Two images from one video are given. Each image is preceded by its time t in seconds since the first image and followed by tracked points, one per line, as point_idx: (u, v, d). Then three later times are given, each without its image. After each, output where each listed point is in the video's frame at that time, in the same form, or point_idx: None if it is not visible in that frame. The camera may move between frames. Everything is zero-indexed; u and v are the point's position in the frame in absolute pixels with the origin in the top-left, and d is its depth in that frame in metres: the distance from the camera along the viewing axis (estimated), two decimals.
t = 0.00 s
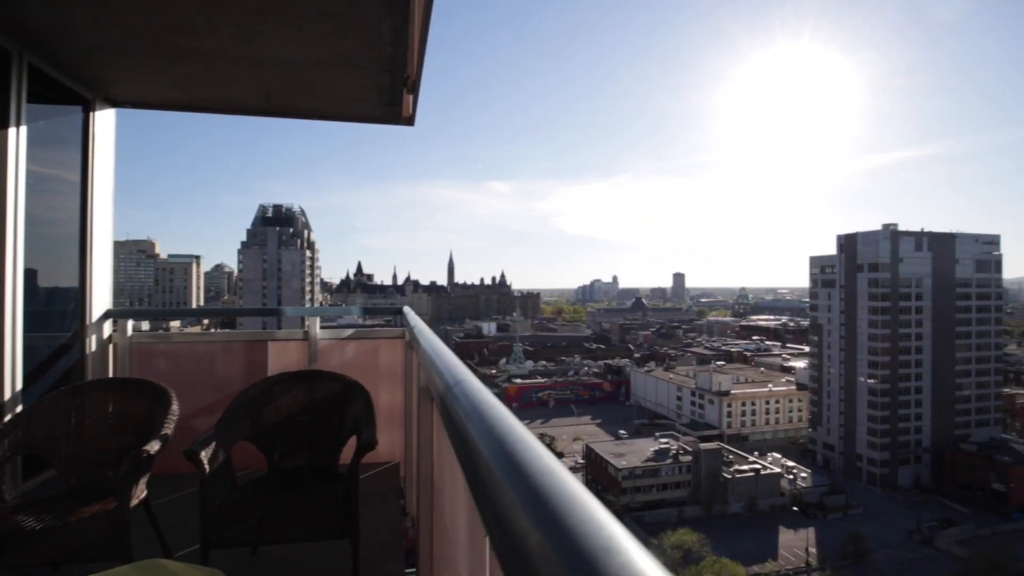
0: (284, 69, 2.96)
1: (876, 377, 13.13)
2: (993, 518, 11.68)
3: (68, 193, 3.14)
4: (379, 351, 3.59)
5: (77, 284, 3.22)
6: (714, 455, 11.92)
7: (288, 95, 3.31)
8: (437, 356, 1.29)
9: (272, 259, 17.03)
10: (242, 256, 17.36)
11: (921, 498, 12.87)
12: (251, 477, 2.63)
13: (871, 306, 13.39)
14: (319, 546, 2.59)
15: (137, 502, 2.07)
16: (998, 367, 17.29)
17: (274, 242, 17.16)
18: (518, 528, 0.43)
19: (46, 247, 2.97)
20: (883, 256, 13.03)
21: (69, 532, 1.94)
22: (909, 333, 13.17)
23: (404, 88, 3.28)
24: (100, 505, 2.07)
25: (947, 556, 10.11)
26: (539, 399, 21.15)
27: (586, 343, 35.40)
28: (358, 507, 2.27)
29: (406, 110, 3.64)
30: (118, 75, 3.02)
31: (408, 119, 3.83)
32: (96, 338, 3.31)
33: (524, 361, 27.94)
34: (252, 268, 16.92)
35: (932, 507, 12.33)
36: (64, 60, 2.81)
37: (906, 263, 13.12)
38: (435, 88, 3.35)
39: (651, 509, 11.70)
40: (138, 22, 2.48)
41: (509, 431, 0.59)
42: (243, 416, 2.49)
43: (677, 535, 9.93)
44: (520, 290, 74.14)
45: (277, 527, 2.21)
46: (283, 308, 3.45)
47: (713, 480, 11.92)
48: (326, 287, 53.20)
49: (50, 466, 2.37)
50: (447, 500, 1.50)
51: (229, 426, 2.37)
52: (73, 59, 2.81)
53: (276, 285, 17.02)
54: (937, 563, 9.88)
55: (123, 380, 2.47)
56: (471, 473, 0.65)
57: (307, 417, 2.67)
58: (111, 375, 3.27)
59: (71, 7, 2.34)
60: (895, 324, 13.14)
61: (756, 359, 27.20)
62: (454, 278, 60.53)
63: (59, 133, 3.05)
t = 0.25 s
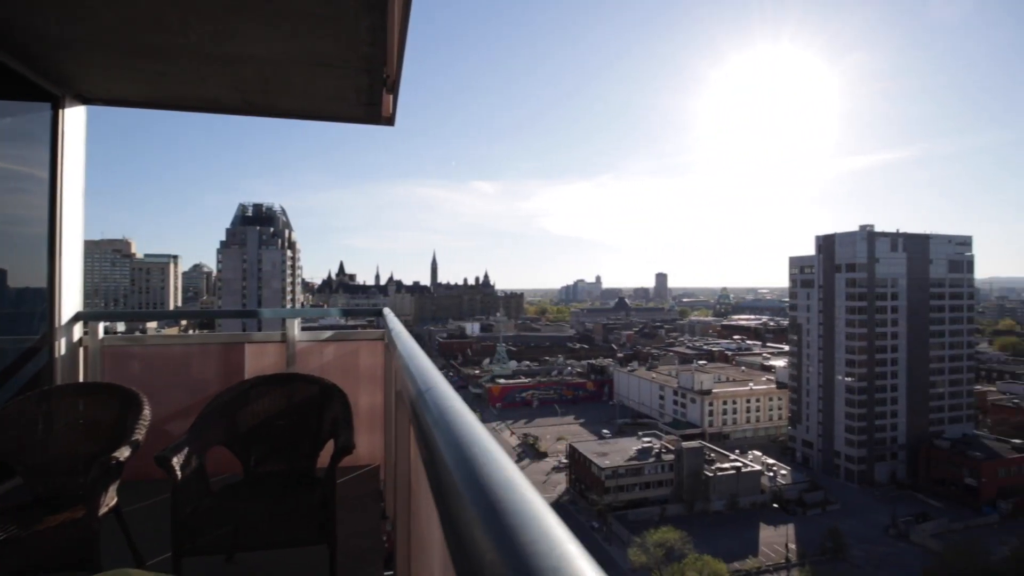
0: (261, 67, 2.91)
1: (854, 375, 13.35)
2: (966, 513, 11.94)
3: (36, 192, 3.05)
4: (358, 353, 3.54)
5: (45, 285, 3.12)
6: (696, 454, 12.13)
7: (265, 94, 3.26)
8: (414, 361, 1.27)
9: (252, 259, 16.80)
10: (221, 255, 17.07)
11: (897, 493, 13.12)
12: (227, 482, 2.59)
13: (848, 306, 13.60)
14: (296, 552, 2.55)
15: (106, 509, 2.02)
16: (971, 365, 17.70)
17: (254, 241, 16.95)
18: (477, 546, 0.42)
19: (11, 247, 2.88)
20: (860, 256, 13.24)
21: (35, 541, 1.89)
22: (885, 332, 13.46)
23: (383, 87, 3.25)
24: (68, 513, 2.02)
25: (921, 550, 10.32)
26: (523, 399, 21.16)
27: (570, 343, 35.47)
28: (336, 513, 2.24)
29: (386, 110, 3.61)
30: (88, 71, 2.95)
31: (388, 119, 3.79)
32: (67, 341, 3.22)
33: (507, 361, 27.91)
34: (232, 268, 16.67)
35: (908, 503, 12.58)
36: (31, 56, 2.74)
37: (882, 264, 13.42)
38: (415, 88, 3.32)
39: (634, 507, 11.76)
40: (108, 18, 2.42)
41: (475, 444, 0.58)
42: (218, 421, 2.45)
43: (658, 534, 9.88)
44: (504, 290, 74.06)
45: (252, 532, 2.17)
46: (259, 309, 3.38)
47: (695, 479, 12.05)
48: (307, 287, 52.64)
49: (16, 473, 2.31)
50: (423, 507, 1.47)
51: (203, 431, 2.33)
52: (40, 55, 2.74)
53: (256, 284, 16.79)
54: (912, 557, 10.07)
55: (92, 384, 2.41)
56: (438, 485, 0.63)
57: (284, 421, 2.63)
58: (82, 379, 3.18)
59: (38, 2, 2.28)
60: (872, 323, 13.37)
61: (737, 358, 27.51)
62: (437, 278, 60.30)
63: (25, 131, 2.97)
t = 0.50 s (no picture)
0: (236, 66, 2.86)
1: (832, 373, 13.62)
2: (940, 507, 12.21)
3: None
4: (338, 355, 3.49)
5: (11, 286, 3.01)
6: (678, 453, 12.26)
7: (242, 92, 3.20)
8: (390, 367, 1.26)
9: (231, 258, 16.56)
10: (199, 254, 16.76)
11: (873, 489, 13.36)
12: (201, 488, 2.54)
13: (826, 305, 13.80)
14: (271, 560, 2.51)
15: (74, 516, 1.96)
16: (944, 362, 18.10)
17: (234, 241, 16.72)
18: (434, 558, 0.41)
19: None
20: (838, 257, 13.47)
21: None
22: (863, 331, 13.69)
23: (362, 87, 3.21)
24: (34, 523, 1.96)
25: (897, 544, 10.53)
26: (507, 399, 21.16)
27: (553, 343, 35.53)
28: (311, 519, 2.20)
29: (366, 110, 3.57)
30: (55, 67, 2.86)
31: (368, 119, 3.76)
32: (36, 344, 3.11)
33: (490, 361, 27.85)
34: (210, 268, 16.42)
35: (884, 498, 12.82)
36: None
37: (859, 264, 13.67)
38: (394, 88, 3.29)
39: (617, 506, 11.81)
40: (77, 13, 2.35)
41: (441, 457, 0.58)
42: (191, 426, 2.40)
43: (642, 532, 9.86)
44: (487, 291, 73.98)
45: (225, 541, 2.12)
46: (236, 312, 3.32)
47: (677, 477, 12.19)
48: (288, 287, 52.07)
49: None
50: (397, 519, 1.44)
51: (175, 435, 2.28)
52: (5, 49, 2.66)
53: (236, 285, 16.55)
54: (888, 551, 10.26)
55: (60, 389, 2.34)
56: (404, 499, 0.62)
57: (258, 426, 2.59)
58: (51, 385, 3.08)
59: None
60: (849, 322, 13.60)
61: (718, 357, 27.81)
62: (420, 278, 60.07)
63: None
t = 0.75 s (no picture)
0: (212, 62, 2.81)
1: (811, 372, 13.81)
2: (915, 502, 12.44)
3: None
4: (316, 357, 3.44)
5: None
6: (661, 451, 12.37)
7: (218, 90, 3.15)
8: (365, 372, 1.25)
9: (210, 258, 16.31)
10: (178, 253, 16.47)
11: (851, 485, 13.58)
12: (175, 494, 2.48)
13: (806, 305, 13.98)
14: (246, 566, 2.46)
15: (40, 525, 1.90)
16: (919, 360, 18.47)
17: (213, 240, 16.46)
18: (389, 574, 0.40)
19: None
20: (817, 257, 13.66)
21: None
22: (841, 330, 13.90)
23: (340, 86, 3.17)
24: None
25: (874, 539, 10.71)
26: (490, 400, 21.13)
27: (537, 343, 35.56)
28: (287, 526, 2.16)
29: (345, 110, 3.52)
30: (23, 62, 2.79)
31: (347, 119, 3.71)
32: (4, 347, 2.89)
33: (474, 361, 27.76)
34: (188, 268, 16.14)
35: (862, 494, 13.03)
36: None
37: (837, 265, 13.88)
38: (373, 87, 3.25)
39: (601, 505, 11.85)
40: (44, 7, 2.29)
41: (405, 468, 0.57)
42: (164, 431, 2.34)
43: (625, 531, 9.78)
44: (471, 291, 73.78)
45: (197, 549, 2.07)
46: (213, 313, 3.24)
47: (660, 475, 12.30)
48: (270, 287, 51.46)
49: None
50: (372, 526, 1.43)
51: (147, 441, 2.23)
52: None
53: (215, 284, 16.30)
54: (866, 547, 10.43)
55: (28, 394, 2.27)
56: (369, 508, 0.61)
57: (234, 431, 2.53)
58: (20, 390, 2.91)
59: None
60: (828, 321, 13.81)
61: (701, 356, 28.04)
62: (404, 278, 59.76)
63: None
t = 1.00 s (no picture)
0: (186, 59, 2.75)
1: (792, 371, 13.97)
2: (893, 498, 12.66)
3: None
4: (296, 359, 3.38)
5: None
6: (645, 450, 12.43)
7: (194, 88, 3.08)
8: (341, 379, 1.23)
9: (189, 257, 16.02)
10: (157, 253, 16.18)
11: (831, 482, 13.78)
12: (147, 500, 2.43)
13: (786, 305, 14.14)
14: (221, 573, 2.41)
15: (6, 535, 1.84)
16: (896, 359, 18.81)
17: (192, 239, 16.18)
18: None
19: None
20: (797, 257, 13.84)
21: None
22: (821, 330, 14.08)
23: (320, 85, 3.12)
24: None
25: (853, 535, 10.87)
26: (475, 399, 21.07)
27: (522, 343, 35.56)
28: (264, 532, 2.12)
29: (324, 109, 3.44)
30: None
31: (328, 118, 3.65)
32: None
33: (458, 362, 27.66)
34: (167, 267, 15.84)
35: (841, 491, 13.23)
36: None
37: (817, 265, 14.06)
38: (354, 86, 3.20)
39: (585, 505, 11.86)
40: None
41: (369, 483, 0.55)
42: (136, 436, 2.29)
43: (610, 529, 9.80)
44: (456, 291, 73.53)
45: (170, 557, 2.02)
46: (189, 315, 3.16)
47: (644, 474, 12.39)
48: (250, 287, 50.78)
49: None
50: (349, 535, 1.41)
51: (118, 446, 2.18)
52: None
53: (194, 284, 16.02)
54: (846, 543, 10.59)
55: None
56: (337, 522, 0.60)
57: (209, 435, 2.48)
58: None
59: None
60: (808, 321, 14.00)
61: (683, 355, 28.26)
62: (387, 277, 59.38)
63: None
